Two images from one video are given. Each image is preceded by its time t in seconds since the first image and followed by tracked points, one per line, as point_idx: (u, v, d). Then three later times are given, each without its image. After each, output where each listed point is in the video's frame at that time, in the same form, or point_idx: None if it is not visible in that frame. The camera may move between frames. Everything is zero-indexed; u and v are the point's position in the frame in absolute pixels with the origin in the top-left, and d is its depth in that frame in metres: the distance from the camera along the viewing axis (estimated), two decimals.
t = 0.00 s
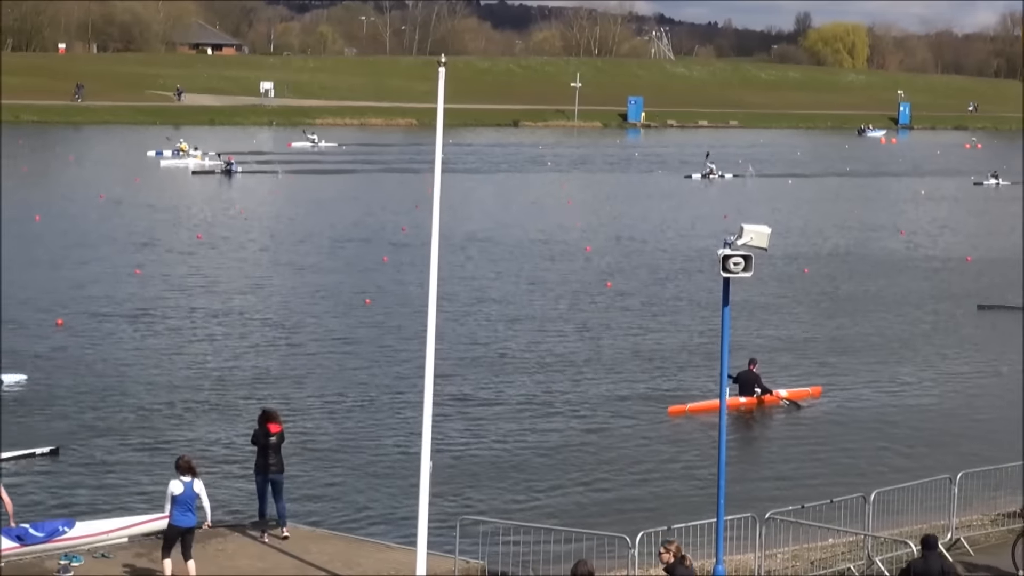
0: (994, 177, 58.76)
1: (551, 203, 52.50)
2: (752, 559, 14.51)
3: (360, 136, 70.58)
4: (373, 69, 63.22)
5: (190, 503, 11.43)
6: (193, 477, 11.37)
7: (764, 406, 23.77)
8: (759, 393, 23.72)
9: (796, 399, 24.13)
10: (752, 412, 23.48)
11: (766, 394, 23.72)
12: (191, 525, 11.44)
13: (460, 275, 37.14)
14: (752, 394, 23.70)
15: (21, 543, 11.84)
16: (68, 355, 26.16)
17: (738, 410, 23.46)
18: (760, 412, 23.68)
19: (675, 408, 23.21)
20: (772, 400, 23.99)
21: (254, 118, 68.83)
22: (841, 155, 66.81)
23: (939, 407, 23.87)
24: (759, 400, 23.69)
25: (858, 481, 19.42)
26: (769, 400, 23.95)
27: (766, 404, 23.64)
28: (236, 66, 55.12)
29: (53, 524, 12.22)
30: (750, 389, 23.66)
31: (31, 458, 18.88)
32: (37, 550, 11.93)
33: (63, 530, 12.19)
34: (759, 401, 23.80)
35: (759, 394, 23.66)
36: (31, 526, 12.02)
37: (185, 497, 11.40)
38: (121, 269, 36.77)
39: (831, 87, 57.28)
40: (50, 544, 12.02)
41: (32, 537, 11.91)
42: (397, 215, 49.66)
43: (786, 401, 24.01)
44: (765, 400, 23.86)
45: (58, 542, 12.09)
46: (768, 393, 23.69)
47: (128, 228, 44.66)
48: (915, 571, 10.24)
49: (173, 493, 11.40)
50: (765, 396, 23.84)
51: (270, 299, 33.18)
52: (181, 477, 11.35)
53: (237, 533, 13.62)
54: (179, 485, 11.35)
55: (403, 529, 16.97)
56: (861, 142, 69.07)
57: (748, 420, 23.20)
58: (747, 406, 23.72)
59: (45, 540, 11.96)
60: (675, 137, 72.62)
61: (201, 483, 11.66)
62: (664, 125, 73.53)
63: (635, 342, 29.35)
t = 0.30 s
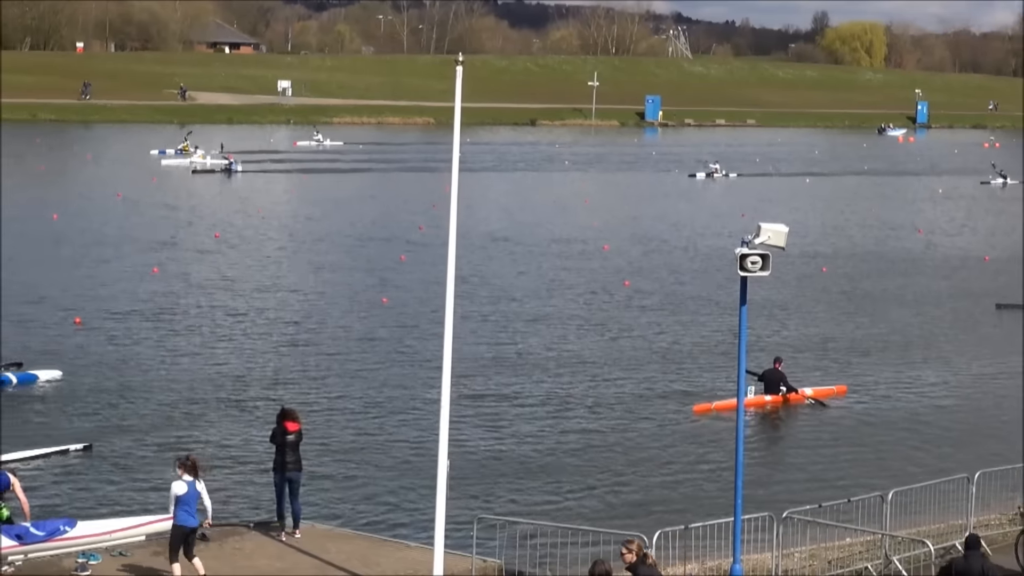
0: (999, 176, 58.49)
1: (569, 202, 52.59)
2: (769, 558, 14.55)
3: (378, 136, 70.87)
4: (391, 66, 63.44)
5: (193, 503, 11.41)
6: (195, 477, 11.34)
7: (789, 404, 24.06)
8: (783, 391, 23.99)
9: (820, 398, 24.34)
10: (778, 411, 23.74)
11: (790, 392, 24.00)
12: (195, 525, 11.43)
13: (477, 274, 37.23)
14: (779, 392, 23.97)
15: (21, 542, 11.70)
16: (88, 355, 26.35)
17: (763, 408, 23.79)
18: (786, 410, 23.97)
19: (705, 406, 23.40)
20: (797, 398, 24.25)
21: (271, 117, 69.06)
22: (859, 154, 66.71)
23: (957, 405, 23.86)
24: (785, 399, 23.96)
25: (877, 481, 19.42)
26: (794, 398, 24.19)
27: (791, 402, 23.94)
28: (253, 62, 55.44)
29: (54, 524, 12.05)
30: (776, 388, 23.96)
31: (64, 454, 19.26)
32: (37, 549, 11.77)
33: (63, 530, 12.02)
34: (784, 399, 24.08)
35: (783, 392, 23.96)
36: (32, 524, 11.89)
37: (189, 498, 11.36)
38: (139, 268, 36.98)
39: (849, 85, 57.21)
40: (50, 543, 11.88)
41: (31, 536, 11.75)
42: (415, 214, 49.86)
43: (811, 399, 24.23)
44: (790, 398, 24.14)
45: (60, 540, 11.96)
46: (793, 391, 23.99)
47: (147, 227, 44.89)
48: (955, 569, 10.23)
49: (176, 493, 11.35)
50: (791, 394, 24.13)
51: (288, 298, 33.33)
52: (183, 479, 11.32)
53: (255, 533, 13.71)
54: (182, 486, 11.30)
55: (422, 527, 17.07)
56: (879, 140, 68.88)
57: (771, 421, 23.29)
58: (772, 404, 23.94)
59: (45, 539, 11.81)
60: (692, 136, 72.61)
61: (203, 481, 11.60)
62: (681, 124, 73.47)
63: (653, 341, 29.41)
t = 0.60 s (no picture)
0: (1006, 175, 58.02)
1: (587, 200, 52.67)
2: (788, 557, 14.56)
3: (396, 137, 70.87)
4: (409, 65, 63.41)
5: (200, 502, 11.72)
6: (200, 475, 11.70)
7: (816, 401, 24.17)
8: (810, 389, 24.10)
9: (847, 395, 24.50)
10: (805, 408, 23.86)
11: (817, 390, 24.10)
12: (203, 523, 11.69)
13: (495, 273, 37.23)
14: (805, 390, 24.09)
15: (24, 542, 11.75)
16: (108, 353, 26.55)
17: (792, 405, 23.90)
18: (812, 407, 24.09)
19: (733, 404, 23.55)
20: (824, 395, 24.37)
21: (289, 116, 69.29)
22: (877, 152, 66.54)
23: (977, 403, 23.84)
24: (811, 396, 24.09)
25: (897, 480, 19.38)
26: (820, 396, 24.30)
27: (818, 400, 24.04)
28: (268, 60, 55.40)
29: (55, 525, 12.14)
30: (803, 385, 24.03)
31: (101, 451, 19.53)
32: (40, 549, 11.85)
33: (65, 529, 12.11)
34: (810, 397, 24.19)
35: (811, 389, 24.06)
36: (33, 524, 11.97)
37: (195, 496, 11.68)
38: (157, 267, 37.18)
39: (866, 83, 57.12)
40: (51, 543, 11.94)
41: (32, 536, 11.82)
42: (433, 213, 49.98)
43: (837, 397, 24.37)
44: (816, 395, 24.25)
45: (61, 541, 11.99)
46: (820, 389, 24.09)
47: (166, 225, 45.12)
48: (1002, 561, 10.58)
49: (183, 492, 11.66)
50: (817, 392, 24.24)
51: (306, 296, 33.46)
52: (187, 478, 11.66)
53: (273, 531, 13.82)
54: (189, 483, 11.64)
55: (441, 525, 17.16)
56: (899, 139, 68.42)
57: (797, 417, 23.37)
58: (800, 401, 24.07)
59: (47, 538, 11.88)
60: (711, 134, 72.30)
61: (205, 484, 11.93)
62: (699, 123, 73.39)
63: (671, 340, 29.46)
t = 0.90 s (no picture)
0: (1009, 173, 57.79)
1: (603, 198, 52.81)
2: (803, 555, 14.55)
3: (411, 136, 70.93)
4: (424, 64, 63.49)
5: (204, 501, 11.60)
6: (203, 473, 11.57)
7: (839, 399, 24.28)
8: (833, 386, 24.23)
9: (870, 393, 24.71)
10: (827, 405, 24.01)
11: (840, 388, 24.22)
12: (207, 522, 11.59)
13: (511, 272, 37.29)
14: (827, 388, 24.23)
15: (21, 541, 11.58)
16: (124, 352, 26.73)
17: (815, 403, 24.07)
18: (835, 405, 24.21)
19: (759, 402, 23.69)
20: (846, 393, 24.50)
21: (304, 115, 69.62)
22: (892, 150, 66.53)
23: (993, 400, 23.83)
24: (834, 394, 24.21)
25: (914, 478, 19.36)
26: (843, 393, 24.41)
27: (841, 398, 24.15)
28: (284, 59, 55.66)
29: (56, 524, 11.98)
30: (826, 383, 24.21)
31: (133, 448, 19.83)
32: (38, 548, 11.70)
33: (65, 529, 11.95)
34: (833, 394, 24.32)
35: (834, 386, 24.19)
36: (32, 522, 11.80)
37: (199, 495, 11.56)
38: (172, 266, 37.36)
39: (881, 81, 57.13)
40: (50, 542, 11.79)
41: (30, 535, 11.64)
42: (448, 211, 50.19)
43: (860, 394, 24.47)
44: (840, 393, 24.36)
45: (58, 540, 11.85)
46: (842, 387, 24.20)
47: (182, 224, 45.34)
48: None
49: (187, 491, 11.57)
50: (839, 390, 24.34)
51: (322, 295, 33.62)
52: (192, 477, 11.53)
53: (289, 530, 13.89)
54: (192, 482, 11.53)
55: (456, 523, 17.23)
56: (917, 137, 68.14)
57: (820, 417, 23.49)
58: (822, 399, 24.23)
59: (46, 537, 11.73)
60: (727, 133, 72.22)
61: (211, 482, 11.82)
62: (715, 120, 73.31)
63: (685, 337, 29.52)
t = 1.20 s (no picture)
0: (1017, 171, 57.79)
1: (620, 197, 52.81)
2: (821, 554, 14.56)
3: (428, 134, 70.94)
4: (440, 63, 63.62)
5: (207, 499, 11.60)
6: (205, 471, 11.53)
7: (865, 396, 24.49)
8: (859, 383, 24.47)
9: (896, 390, 24.90)
10: (853, 402, 24.23)
11: (866, 385, 24.46)
12: (211, 519, 11.62)
13: (528, 271, 37.32)
14: (853, 384, 24.49)
15: (16, 539, 11.44)
16: (143, 352, 26.88)
17: (841, 399, 24.35)
18: (861, 401, 24.43)
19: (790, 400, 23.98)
20: (872, 390, 24.72)
21: (321, 114, 69.78)
22: (909, 148, 66.35)
23: (1013, 399, 23.79)
24: (860, 390, 24.44)
25: (933, 476, 19.33)
26: (869, 390, 24.64)
27: (866, 395, 24.38)
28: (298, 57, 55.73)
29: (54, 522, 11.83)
30: (851, 379, 24.49)
31: (167, 445, 20.14)
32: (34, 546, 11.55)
33: (62, 528, 11.82)
34: (859, 391, 24.55)
35: (859, 383, 24.45)
36: (30, 522, 11.67)
37: (202, 493, 11.56)
38: (190, 266, 37.53)
39: (897, 79, 57.00)
40: (47, 541, 11.65)
41: (27, 533, 11.53)
42: (466, 210, 50.28)
43: (886, 392, 24.70)
44: (866, 390, 24.61)
45: (55, 539, 11.73)
46: (868, 384, 24.46)
47: (199, 224, 45.48)
48: None
49: (189, 489, 11.54)
50: (865, 386, 24.57)
51: (340, 295, 33.72)
52: (195, 475, 11.50)
53: (308, 529, 13.98)
54: (195, 480, 11.48)
55: (474, 522, 17.28)
56: (935, 135, 67.93)
57: (845, 415, 23.70)
58: (848, 397, 24.46)
59: (42, 536, 11.60)
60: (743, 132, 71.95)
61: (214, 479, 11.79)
62: (732, 119, 73.22)
63: (703, 337, 29.53)
